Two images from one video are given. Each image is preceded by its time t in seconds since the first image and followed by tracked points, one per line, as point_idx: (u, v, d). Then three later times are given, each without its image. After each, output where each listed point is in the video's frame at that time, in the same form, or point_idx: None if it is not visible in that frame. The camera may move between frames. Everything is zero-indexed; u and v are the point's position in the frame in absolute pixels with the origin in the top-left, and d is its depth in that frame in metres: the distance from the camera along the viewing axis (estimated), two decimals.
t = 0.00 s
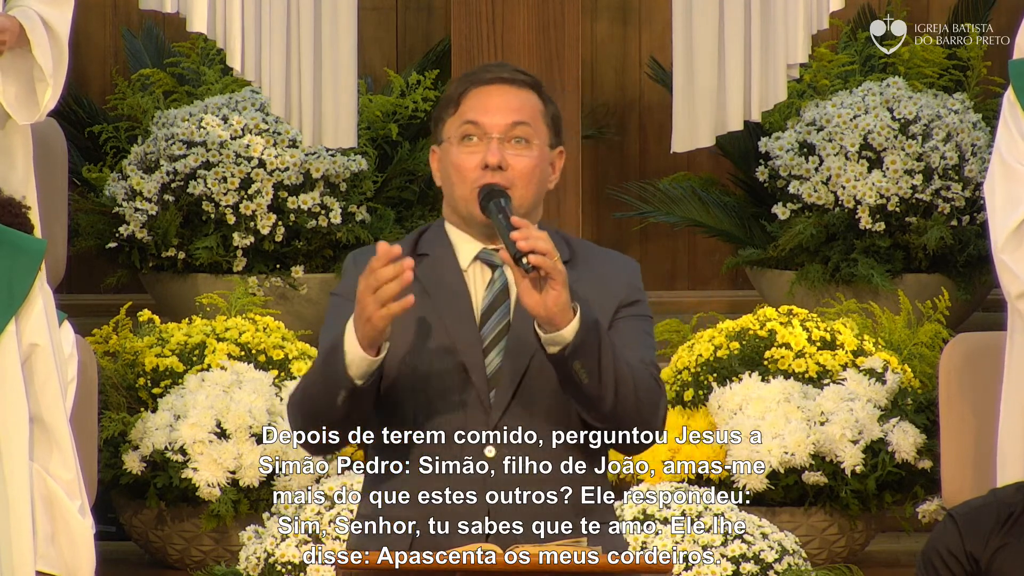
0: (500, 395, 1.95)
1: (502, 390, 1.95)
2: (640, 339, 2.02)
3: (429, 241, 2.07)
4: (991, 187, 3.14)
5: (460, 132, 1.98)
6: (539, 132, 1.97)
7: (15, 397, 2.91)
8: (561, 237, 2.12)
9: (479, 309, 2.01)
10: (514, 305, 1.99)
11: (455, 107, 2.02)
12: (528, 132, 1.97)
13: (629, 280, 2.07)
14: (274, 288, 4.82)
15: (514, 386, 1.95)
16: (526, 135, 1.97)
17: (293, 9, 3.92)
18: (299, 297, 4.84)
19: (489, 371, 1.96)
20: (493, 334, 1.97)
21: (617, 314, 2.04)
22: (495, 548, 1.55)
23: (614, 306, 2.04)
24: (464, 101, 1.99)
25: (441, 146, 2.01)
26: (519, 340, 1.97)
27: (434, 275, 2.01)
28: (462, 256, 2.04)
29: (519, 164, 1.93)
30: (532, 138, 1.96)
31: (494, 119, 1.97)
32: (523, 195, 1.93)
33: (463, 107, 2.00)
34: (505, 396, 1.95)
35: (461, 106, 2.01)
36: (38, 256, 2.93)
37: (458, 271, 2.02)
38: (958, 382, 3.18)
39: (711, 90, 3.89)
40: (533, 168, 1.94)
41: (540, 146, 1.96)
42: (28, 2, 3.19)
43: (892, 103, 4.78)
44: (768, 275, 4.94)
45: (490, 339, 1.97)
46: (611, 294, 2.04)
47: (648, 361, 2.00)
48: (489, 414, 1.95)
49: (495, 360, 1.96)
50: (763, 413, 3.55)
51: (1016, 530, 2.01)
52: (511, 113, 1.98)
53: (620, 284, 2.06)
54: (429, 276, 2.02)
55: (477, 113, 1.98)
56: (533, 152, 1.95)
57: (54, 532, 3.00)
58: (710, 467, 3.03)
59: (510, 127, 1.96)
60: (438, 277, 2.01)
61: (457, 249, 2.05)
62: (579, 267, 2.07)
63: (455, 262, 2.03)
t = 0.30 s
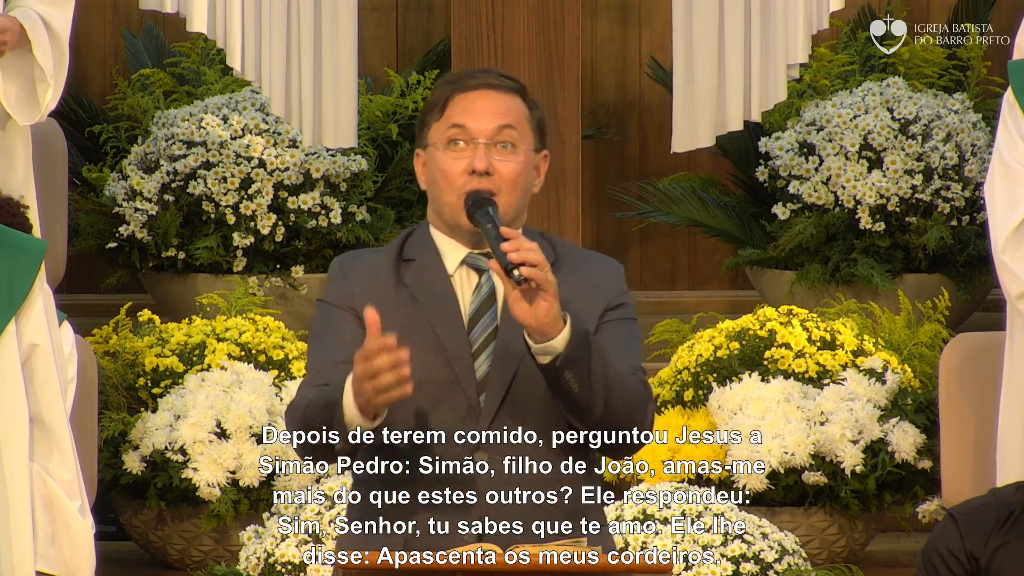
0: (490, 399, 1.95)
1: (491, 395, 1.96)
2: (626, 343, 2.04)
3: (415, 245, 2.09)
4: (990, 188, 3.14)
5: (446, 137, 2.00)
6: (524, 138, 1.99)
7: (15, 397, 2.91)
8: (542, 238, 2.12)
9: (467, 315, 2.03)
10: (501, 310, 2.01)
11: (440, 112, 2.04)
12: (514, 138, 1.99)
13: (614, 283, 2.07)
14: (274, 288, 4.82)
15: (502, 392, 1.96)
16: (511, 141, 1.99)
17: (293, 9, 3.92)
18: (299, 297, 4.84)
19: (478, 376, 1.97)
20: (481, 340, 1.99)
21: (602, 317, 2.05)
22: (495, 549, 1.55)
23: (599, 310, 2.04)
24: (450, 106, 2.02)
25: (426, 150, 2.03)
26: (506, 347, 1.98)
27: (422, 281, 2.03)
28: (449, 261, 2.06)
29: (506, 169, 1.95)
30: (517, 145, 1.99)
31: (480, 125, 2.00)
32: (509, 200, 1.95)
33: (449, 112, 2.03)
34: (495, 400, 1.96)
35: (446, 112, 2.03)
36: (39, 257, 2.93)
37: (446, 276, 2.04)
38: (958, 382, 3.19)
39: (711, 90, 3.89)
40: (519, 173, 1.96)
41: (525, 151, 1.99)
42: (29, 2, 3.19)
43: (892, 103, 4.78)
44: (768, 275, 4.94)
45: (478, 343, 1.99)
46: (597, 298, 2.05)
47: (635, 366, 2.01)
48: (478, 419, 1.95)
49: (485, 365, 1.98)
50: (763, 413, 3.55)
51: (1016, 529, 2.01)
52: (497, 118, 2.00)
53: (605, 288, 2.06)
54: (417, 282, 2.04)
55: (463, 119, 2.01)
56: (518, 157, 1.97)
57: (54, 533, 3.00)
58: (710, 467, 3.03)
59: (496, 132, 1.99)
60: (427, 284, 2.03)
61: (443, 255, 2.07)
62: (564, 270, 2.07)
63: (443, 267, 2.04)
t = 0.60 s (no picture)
0: (471, 391, 1.97)
1: (473, 388, 1.97)
2: (610, 339, 2.04)
3: (401, 243, 2.09)
4: (990, 188, 3.14)
5: (430, 131, 2.00)
6: (508, 132, 1.99)
7: (15, 396, 2.91)
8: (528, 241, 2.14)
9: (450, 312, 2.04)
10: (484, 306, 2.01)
11: (424, 110, 2.05)
12: (498, 132, 1.99)
13: (598, 283, 2.08)
14: (274, 288, 4.82)
15: (485, 384, 1.97)
16: (495, 135, 1.99)
17: (293, 9, 3.92)
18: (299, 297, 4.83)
19: (461, 370, 1.98)
20: (462, 337, 2.00)
21: (586, 314, 2.05)
22: (495, 549, 1.55)
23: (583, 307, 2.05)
24: (433, 102, 2.03)
25: (411, 145, 2.03)
26: (488, 342, 1.99)
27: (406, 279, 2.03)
28: (433, 257, 2.06)
29: (488, 162, 1.95)
30: (501, 138, 1.99)
31: (463, 119, 2.00)
32: (492, 192, 1.94)
33: (433, 108, 2.03)
34: (476, 393, 1.97)
35: (430, 108, 2.04)
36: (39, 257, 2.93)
37: (430, 274, 2.04)
38: (957, 382, 3.19)
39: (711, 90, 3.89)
40: (502, 165, 1.95)
41: (509, 145, 1.98)
42: (29, 2, 3.19)
43: (892, 103, 4.78)
44: (768, 275, 4.94)
45: (460, 339, 2.00)
46: (580, 295, 2.06)
47: (620, 361, 2.01)
48: (461, 412, 1.96)
49: (467, 360, 1.98)
50: (763, 413, 3.55)
51: (1016, 529, 2.07)
52: (481, 113, 2.01)
53: (588, 287, 2.07)
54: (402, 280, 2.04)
55: (448, 114, 2.01)
56: (501, 150, 1.97)
57: (54, 533, 3.00)
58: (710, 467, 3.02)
59: (480, 126, 1.99)
60: (412, 282, 2.04)
61: (426, 251, 2.07)
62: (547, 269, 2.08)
63: (427, 265, 2.04)
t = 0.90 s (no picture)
0: (458, 391, 1.95)
1: (460, 387, 1.96)
2: (593, 338, 2.03)
3: (385, 245, 2.09)
4: (990, 188, 3.14)
5: (409, 135, 1.97)
6: (489, 133, 1.98)
7: (15, 396, 2.91)
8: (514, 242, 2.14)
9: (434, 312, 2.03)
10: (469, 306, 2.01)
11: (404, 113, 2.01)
12: (478, 133, 1.97)
13: (583, 283, 2.08)
14: (274, 287, 4.82)
15: (470, 382, 1.96)
16: (476, 137, 1.97)
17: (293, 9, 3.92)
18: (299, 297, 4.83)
19: (446, 369, 1.97)
20: (446, 337, 1.99)
21: (571, 314, 2.06)
22: (495, 549, 1.54)
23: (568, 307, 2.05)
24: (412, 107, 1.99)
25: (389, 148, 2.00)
26: (474, 339, 1.98)
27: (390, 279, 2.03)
28: (417, 258, 2.06)
29: (470, 165, 1.94)
30: (481, 140, 1.97)
31: (442, 121, 1.97)
32: (475, 195, 1.93)
33: (411, 111, 2.00)
34: (463, 392, 1.96)
35: (408, 111, 2.00)
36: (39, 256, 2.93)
37: (414, 274, 2.04)
38: (957, 382, 3.18)
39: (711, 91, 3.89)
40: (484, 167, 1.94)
41: (490, 146, 1.97)
42: (30, 1, 3.20)
43: (892, 103, 4.78)
44: (768, 275, 4.94)
45: (444, 339, 1.99)
46: (565, 294, 2.06)
47: (605, 360, 2.00)
48: (447, 411, 1.95)
49: (452, 360, 1.98)
50: (763, 413, 3.55)
51: (1016, 530, 2.07)
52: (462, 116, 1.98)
53: (573, 287, 2.07)
54: (386, 280, 2.04)
55: (426, 118, 1.98)
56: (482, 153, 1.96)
57: (54, 533, 3.00)
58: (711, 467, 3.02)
59: (460, 129, 1.97)
60: (398, 285, 2.03)
61: (410, 251, 2.06)
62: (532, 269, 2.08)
63: (411, 265, 2.04)
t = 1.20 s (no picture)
0: (449, 390, 1.97)
1: (451, 386, 1.97)
2: (583, 332, 2.03)
3: (370, 247, 2.09)
4: (989, 188, 3.14)
5: (389, 135, 1.98)
6: (467, 127, 1.98)
7: (15, 396, 2.91)
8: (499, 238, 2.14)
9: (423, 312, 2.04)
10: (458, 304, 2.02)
11: (382, 113, 2.02)
12: (457, 127, 1.98)
13: (569, 277, 2.09)
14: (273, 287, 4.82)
15: (462, 382, 1.98)
16: (455, 132, 1.98)
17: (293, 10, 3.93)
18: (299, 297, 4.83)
19: (437, 368, 1.98)
20: (437, 336, 2.00)
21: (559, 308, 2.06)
22: (496, 549, 1.54)
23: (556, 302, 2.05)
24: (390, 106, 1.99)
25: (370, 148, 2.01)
26: (463, 338, 2.00)
27: (377, 282, 2.03)
28: (404, 257, 2.07)
29: (450, 159, 1.95)
30: (460, 134, 1.98)
31: (421, 118, 1.98)
32: (457, 190, 1.94)
33: (388, 111, 2.00)
34: (454, 391, 1.97)
35: (386, 111, 2.01)
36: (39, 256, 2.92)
37: (401, 275, 2.05)
38: (957, 381, 3.18)
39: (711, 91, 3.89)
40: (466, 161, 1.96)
41: (469, 140, 1.98)
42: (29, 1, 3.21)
43: (892, 103, 4.78)
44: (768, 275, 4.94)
45: (435, 338, 2.00)
46: (552, 289, 2.06)
47: (595, 353, 2.00)
48: (440, 409, 1.97)
49: (442, 359, 1.99)
50: (763, 413, 3.55)
51: (1015, 530, 2.07)
52: (441, 112, 1.99)
53: (559, 281, 2.08)
54: (374, 281, 2.04)
55: (405, 117, 1.98)
56: (463, 146, 1.97)
57: (54, 533, 2.99)
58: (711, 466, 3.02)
59: (439, 125, 1.97)
60: (383, 281, 2.04)
61: (397, 253, 2.07)
62: (519, 265, 2.09)
63: (398, 266, 2.05)
